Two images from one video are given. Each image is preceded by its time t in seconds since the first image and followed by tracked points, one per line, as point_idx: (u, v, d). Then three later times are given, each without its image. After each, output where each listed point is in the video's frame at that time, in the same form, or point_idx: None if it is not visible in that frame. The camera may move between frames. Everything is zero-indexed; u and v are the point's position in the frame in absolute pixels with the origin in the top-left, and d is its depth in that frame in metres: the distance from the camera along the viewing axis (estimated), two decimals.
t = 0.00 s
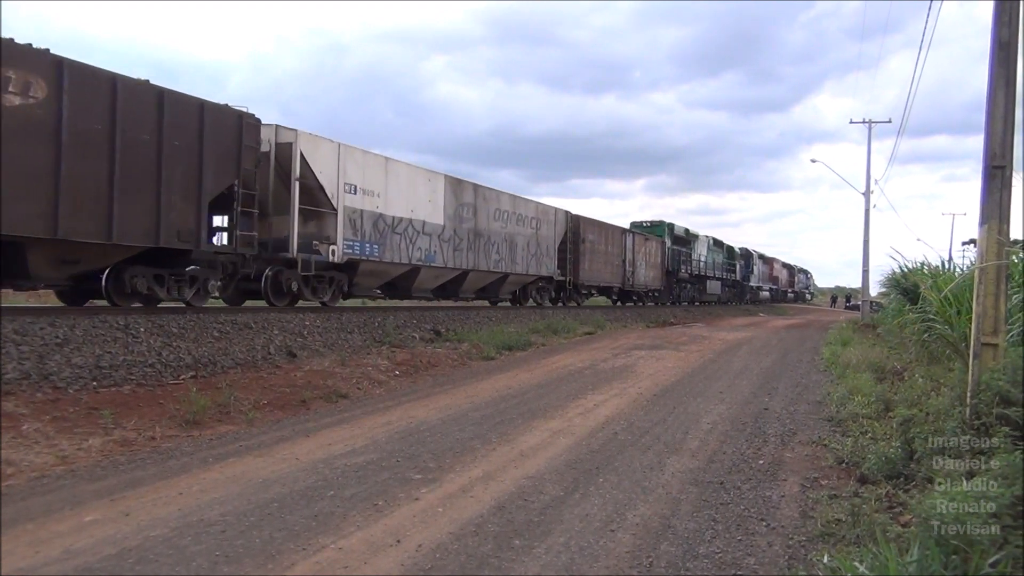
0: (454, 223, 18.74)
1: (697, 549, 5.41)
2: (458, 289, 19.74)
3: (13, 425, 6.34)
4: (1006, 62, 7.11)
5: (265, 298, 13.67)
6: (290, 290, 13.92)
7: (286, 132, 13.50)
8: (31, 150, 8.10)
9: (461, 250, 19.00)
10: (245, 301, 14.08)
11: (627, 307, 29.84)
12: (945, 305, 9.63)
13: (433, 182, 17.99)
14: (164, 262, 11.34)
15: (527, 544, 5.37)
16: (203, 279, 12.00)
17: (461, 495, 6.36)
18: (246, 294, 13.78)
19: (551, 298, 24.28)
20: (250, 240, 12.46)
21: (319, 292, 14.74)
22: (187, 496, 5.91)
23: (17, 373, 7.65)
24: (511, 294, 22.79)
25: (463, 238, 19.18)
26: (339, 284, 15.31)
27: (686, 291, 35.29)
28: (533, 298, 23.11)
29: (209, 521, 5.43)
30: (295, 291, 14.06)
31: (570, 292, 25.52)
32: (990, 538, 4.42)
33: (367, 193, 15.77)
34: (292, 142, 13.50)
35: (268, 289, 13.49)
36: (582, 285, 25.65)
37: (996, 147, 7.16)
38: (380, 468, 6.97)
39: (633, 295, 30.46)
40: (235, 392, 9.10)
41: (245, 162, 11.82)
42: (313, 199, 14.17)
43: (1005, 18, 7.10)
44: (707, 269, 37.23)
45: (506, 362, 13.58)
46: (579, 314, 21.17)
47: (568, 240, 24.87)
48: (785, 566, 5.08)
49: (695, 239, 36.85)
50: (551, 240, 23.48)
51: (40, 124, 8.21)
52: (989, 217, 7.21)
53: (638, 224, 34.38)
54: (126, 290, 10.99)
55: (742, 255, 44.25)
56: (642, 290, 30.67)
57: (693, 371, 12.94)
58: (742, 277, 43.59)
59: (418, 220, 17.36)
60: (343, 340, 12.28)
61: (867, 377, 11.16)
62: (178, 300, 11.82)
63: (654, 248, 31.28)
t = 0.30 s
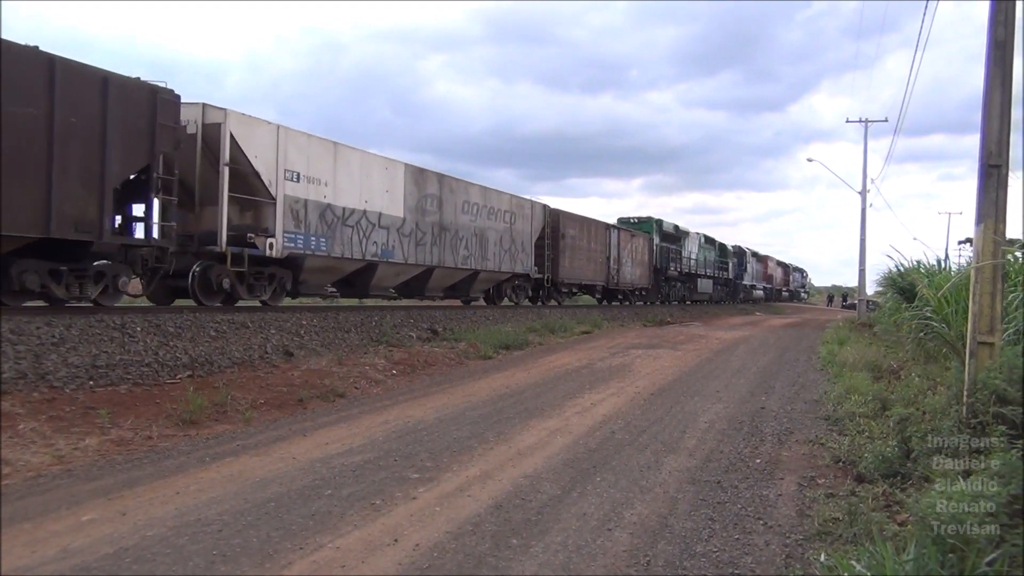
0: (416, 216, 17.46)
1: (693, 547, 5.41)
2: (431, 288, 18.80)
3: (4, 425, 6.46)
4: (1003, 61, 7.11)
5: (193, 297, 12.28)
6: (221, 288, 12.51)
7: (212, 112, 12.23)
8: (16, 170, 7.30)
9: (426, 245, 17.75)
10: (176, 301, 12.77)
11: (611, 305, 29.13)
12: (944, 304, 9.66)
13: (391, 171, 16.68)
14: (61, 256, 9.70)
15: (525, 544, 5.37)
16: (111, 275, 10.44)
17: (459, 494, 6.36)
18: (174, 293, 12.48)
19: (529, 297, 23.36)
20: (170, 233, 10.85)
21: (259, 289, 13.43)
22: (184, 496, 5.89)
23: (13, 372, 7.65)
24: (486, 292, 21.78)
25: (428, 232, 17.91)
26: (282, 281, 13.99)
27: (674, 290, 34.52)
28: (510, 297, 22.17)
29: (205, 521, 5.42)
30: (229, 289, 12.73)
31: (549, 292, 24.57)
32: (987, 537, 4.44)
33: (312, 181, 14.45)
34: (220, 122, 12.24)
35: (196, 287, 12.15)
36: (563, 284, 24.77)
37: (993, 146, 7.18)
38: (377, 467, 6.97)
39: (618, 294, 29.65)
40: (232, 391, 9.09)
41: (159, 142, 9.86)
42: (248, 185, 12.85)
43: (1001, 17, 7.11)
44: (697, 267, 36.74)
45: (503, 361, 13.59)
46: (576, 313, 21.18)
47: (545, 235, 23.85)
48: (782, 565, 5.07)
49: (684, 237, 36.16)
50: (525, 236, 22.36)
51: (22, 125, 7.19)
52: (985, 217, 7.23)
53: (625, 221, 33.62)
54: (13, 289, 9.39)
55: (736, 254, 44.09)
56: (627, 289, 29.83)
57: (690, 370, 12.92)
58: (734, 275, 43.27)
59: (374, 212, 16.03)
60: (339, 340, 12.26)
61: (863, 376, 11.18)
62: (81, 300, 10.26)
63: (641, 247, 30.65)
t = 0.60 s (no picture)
0: (374, 207, 15.97)
1: (693, 547, 5.41)
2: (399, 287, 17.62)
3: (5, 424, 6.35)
4: (1001, 61, 7.11)
5: (107, 296, 10.94)
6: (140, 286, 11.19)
7: (126, 86, 10.75)
8: None
9: (386, 239, 16.31)
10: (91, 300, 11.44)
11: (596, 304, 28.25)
12: (944, 302, 9.66)
13: (344, 158, 15.17)
14: None
15: (524, 543, 5.37)
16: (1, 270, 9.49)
17: (458, 493, 6.36)
18: (87, 292, 11.15)
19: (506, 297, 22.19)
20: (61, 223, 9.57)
21: (186, 286, 12.13)
22: (183, 495, 5.89)
23: (12, 371, 7.64)
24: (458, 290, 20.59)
25: (387, 225, 16.43)
26: (213, 276, 12.64)
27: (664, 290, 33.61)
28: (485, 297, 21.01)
29: (204, 520, 5.42)
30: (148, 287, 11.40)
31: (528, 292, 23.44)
32: (986, 536, 4.44)
33: (249, 167, 12.97)
34: (135, 98, 10.79)
35: (109, 285, 10.82)
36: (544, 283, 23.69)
37: (992, 145, 7.18)
38: (376, 466, 6.97)
39: (604, 293, 28.67)
40: (231, 390, 9.09)
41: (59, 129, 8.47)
42: (171, 171, 11.56)
43: (1000, 17, 7.12)
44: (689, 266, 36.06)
45: (503, 360, 13.60)
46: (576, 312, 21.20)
47: (524, 230, 22.54)
48: (781, 564, 5.08)
49: (675, 234, 35.29)
50: (500, 231, 20.99)
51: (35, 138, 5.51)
52: (985, 216, 7.23)
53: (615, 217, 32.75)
54: None
55: (732, 252, 43.91)
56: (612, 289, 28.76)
57: (689, 370, 12.91)
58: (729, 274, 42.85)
59: (323, 202, 14.53)
60: (339, 339, 12.26)
61: (862, 375, 11.20)
62: None
63: (630, 244, 29.87)
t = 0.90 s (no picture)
0: (323, 196, 14.73)
1: (692, 546, 5.42)
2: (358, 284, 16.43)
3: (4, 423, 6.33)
4: (1000, 60, 7.10)
5: None
6: (36, 282, 9.93)
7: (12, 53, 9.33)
8: None
9: (338, 233, 15.11)
10: None
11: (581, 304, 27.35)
12: (944, 301, 9.67)
13: (287, 141, 13.91)
14: None
15: (523, 542, 5.37)
16: None
17: (458, 492, 6.37)
18: None
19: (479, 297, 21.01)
20: None
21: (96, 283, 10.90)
22: (182, 494, 5.89)
23: (11, 370, 7.63)
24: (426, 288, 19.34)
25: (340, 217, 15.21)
26: (131, 272, 11.42)
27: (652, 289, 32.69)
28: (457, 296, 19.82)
29: (203, 519, 5.42)
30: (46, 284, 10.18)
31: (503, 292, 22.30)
32: (985, 536, 4.45)
33: (171, 150, 11.71)
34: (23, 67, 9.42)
35: None
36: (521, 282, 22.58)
37: (991, 145, 7.18)
38: (376, 465, 6.98)
39: (589, 292, 27.76)
40: (230, 390, 9.08)
41: None
42: (74, 152, 10.26)
43: (999, 17, 7.11)
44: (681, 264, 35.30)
45: (502, 360, 13.63)
46: (575, 312, 21.23)
47: (500, 224, 21.50)
48: (780, 563, 5.09)
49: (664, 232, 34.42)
50: (471, 225, 19.77)
51: None
52: (983, 215, 7.24)
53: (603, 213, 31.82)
54: None
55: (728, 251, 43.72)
56: (596, 288, 27.73)
57: (688, 369, 12.90)
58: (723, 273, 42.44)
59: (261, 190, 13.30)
60: (338, 338, 12.25)
61: (861, 374, 11.24)
62: None
63: (618, 242, 29.10)
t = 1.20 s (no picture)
0: (264, 184, 13.26)
1: (692, 545, 5.42)
2: (310, 282, 15.07)
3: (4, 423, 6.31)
4: (999, 60, 7.10)
5: None
6: None
7: None
8: None
9: (281, 225, 13.62)
10: None
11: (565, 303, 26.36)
12: (944, 301, 9.65)
13: (219, 123, 12.31)
14: None
15: (522, 541, 5.37)
16: None
17: (458, 492, 6.37)
18: None
19: (450, 296, 19.64)
20: None
21: None
22: (182, 493, 5.89)
23: (10, 370, 7.64)
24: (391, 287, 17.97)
25: (283, 207, 13.70)
26: (26, 270, 10.04)
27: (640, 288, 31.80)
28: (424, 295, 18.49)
29: (202, 519, 5.42)
30: None
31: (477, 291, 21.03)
32: (984, 535, 4.45)
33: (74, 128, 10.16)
34: None
35: None
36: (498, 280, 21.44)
37: (990, 144, 7.18)
38: (375, 464, 6.98)
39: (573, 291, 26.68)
40: (230, 389, 9.08)
41: None
42: None
43: (999, 16, 7.11)
44: (671, 262, 34.45)
45: (501, 359, 13.61)
46: (575, 311, 21.25)
47: (471, 218, 20.23)
48: (779, 563, 5.10)
49: (653, 229, 33.56)
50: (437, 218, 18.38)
51: None
52: (983, 215, 7.24)
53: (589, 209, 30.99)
54: None
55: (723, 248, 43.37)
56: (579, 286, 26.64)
57: (687, 369, 12.87)
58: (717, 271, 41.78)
59: (185, 176, 11.77)
60: (337, 338, 12.25)
61: (861, 373, 11.26)
62: None
63: (604, 239, 28.25)
